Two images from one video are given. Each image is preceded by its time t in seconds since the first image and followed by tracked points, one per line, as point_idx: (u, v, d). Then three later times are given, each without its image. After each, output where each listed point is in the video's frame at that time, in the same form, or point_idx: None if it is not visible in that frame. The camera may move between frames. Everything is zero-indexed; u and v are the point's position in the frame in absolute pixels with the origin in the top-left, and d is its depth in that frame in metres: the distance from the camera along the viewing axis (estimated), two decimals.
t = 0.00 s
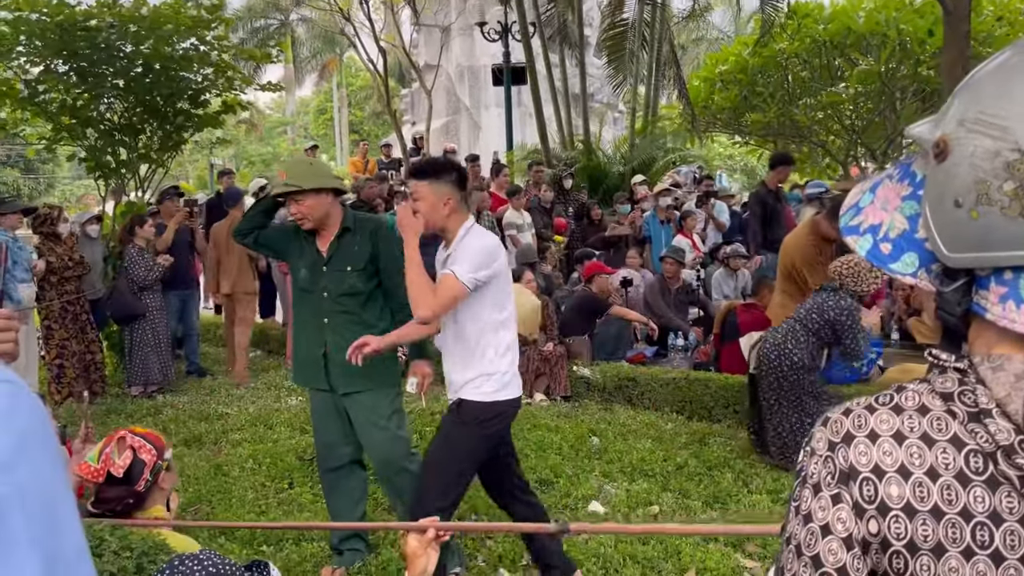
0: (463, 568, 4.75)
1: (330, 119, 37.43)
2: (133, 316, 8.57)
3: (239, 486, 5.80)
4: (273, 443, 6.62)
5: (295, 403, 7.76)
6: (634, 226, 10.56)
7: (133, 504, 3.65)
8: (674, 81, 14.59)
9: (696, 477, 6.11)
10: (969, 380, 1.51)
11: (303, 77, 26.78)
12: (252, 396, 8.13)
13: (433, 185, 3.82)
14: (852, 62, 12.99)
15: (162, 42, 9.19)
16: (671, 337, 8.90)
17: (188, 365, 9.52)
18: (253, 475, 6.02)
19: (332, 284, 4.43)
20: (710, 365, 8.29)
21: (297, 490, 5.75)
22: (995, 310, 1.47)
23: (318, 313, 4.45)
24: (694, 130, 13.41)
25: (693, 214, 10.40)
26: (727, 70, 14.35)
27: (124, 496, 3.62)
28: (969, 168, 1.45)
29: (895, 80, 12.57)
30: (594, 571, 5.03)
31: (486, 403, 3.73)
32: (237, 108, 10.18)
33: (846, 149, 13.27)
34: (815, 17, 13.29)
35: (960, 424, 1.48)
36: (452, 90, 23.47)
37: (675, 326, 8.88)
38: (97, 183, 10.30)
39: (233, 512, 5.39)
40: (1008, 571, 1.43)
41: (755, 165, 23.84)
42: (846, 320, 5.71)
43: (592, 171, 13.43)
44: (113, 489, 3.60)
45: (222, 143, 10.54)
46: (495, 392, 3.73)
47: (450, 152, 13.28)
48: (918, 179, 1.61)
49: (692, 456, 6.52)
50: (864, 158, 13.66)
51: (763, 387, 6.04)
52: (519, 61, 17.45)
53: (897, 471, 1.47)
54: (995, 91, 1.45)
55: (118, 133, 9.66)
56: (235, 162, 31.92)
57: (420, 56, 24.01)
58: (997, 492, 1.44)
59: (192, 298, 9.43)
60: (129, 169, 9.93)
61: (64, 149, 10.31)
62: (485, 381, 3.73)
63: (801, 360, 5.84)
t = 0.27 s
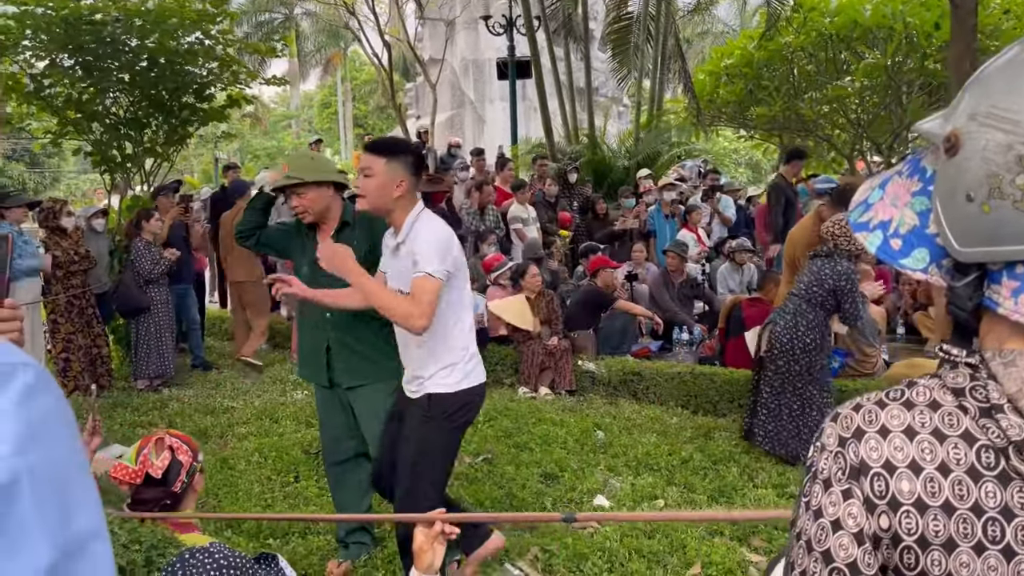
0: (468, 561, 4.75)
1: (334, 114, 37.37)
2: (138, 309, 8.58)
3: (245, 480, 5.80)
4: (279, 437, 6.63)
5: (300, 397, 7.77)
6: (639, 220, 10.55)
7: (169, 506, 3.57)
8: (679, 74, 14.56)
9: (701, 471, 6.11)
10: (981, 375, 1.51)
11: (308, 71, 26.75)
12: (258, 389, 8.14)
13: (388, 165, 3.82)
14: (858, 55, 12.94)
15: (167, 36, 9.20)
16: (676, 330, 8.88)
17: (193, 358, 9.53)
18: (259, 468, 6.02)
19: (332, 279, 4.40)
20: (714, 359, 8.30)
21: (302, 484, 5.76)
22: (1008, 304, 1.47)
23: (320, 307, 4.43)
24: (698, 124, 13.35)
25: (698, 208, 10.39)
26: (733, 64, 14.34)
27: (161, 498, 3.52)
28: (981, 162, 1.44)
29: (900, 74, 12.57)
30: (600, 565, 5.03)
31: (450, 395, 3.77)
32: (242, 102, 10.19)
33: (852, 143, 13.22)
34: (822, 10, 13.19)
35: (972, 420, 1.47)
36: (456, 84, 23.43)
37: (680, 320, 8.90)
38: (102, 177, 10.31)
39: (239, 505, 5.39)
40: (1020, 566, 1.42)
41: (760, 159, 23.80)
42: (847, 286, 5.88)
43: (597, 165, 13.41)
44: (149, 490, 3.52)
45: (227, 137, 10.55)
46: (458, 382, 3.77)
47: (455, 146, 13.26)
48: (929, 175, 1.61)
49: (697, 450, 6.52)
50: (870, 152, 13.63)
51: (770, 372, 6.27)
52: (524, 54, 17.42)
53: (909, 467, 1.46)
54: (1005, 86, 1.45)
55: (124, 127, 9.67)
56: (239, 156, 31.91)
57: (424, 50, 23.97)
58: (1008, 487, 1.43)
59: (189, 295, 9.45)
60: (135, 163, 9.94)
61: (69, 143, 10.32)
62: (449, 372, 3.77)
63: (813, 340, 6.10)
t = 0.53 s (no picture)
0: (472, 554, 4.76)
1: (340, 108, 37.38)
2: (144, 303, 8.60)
3: (250, 472, 5.81)
4: (284, 430, 6.64)
5: (306, 390, 7.78)
6: (644, 214, 10.54)
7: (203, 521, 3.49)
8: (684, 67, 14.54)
9: (706, 465, 6.11)
10: (987, 367, 1.50)
11: (313, 64, 26.74)
12: (263, 383, 8.16)
13: (345, 155, 3.74)
14: (864, 49, 12.90)
15: (172, 29, 9.21)
16: (681, 324, 8.90)
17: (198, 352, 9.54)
18: (264, 461, 6.04)
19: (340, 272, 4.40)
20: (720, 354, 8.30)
21: (307, 477, 5.77)
22: (1015, 296, 1.46)
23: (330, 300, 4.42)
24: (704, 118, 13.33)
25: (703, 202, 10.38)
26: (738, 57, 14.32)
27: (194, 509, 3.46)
28: (987, 152, 1.42)
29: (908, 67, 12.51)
30: (605, 558, 5.04)
31: (423, 385, 3.83)
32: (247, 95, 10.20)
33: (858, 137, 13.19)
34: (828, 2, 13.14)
35: (978, 412, 1.47)
36: (461, 78, 23.41)
37: (685, 313, 8.90)
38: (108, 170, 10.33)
39: (244, 498, 5.41)
40: None
41: (766, 153, 23.76)
42: (855, 261, 6.03)
43: (602, 159, 13.40)
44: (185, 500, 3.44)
45: (232, 131, 10.55)
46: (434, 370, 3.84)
47: (460, 139, 13.26)
48: (934, 166, 1.61)
49: (702, 444, 6.52)
50: (876, 146, 13.61)
51: (798, 367, 6.23)
52: (529, 48, 17.41)
53: (914, 460, 1.46)
54: (1011, 75, 1.44)
55: (129, 120, 9.68)
56: (245, 150, 31.93)
57: (430, 43, 23.95)
58: (1014, 479, 1.43)
59: (189, 287, 9.45)
60: (140, 156, 9.95)
61: (75, 136, 10.33)
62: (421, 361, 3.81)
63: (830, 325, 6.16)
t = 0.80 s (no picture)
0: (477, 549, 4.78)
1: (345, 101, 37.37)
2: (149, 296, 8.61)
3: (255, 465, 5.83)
4: (289, 423, 6.65)
5: (311, 384, 7.79)
6: (649, 208, 10.52)
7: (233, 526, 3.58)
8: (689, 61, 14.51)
9: (711, 459, 6.11)
10: (994, 360, 1.49)
11: (318, 58, 26.72)
12: (269, 376, 8.17)
13: (293, 151, 3.69)
14: (871, 42, 12.85)
15: (178, 23, 9.21)
16: (686, 318, 8.90)
17: (202, 345, 9.56)
18: (269, 454, 6.05)
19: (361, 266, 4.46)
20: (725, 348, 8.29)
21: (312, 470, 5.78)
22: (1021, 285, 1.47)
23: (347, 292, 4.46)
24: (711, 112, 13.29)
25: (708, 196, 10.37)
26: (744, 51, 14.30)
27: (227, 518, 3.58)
28: (990, 141, 1.42)
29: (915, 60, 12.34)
30: (609, 552, 5.04)
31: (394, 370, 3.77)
32: (253, 89, 10.21)
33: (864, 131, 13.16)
34: None
35: (985, 406, 1.46)
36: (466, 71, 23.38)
37: (690, 307, 8.90)
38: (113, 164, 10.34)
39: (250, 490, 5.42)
40: None
41: (772, 147, 23.72)
42: (857, 251, 6.04)
43: (607, 152, 13.39)
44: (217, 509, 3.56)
45: (237, 124, 10.56)
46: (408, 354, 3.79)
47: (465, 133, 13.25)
48: (937, 160, 1.63)
49: (707, 438, 6.51)
50: (883, 140, 13.57)
51: (819, 365, 6.19)
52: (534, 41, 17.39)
53: (921, 453, 1.45)
54: (1013, 64, 1.43)
55: (135, 114, 9.69)
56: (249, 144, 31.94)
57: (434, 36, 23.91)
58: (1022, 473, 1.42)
59: (195, 281, 9.47)
60: (146, 150, 9.96)
61: (81, 130, 10.35)
62: (392, 349, 3.75)
63: (840, 318, 6.15)
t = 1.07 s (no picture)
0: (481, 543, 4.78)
1: (350, 96, 37.38)
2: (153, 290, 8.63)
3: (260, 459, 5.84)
4: (293, 417, 6.67)
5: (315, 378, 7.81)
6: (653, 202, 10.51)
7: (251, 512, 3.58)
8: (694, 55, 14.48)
9: (714, 454, 6.10)
10: (995, 353, 1.48)
11: (322, 52, 26.71)
12: (273, 370, 8.19)
13: (264, 140, 3.73)
14: (876, 35, 12.79)
15: (181, 17, 9.22)
16: (690, 313, 8.80)
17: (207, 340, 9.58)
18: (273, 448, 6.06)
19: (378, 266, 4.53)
20: (729, 342, 8.28)
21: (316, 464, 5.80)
22: (1020, 277, 1.46)
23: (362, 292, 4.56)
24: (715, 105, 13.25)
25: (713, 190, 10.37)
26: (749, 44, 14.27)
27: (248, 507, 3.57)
28: (981, 134, 1.42)
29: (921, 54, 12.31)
30: (612, 546, 5.03)
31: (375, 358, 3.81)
32: (257, 83, 10.22)
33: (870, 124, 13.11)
34: None
35: (985, 399, 1.45)
36: (471, 66, 23.39)
37: (693, 302, 8.84)
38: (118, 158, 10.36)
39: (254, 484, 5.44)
40: None
41: (777, 141, 23.67)
42: (854, 245, 6.00)
43: (612, 147, 13.39)
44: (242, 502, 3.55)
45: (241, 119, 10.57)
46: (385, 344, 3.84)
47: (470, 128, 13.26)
48: (934, 157, 1.62)
49: (711, 433, 6.51)
50: (888, 133, 13.52)
51: (824, 359, 6.18)
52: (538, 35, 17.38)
53: (920, 448, 1.44)
54: (1001, 56, 1.43)
55: (139, 108, 9.71)
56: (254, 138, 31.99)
57: (439, 31, 23.91)
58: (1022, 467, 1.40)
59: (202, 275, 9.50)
60: (150, 144, 9.98)
61: (86, 124, 10.36)
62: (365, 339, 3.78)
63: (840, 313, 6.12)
